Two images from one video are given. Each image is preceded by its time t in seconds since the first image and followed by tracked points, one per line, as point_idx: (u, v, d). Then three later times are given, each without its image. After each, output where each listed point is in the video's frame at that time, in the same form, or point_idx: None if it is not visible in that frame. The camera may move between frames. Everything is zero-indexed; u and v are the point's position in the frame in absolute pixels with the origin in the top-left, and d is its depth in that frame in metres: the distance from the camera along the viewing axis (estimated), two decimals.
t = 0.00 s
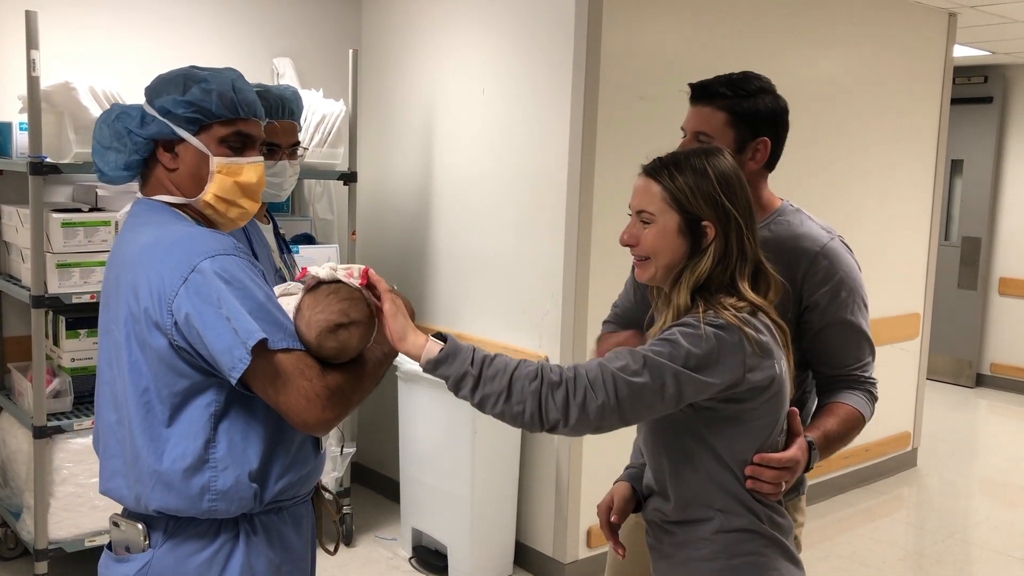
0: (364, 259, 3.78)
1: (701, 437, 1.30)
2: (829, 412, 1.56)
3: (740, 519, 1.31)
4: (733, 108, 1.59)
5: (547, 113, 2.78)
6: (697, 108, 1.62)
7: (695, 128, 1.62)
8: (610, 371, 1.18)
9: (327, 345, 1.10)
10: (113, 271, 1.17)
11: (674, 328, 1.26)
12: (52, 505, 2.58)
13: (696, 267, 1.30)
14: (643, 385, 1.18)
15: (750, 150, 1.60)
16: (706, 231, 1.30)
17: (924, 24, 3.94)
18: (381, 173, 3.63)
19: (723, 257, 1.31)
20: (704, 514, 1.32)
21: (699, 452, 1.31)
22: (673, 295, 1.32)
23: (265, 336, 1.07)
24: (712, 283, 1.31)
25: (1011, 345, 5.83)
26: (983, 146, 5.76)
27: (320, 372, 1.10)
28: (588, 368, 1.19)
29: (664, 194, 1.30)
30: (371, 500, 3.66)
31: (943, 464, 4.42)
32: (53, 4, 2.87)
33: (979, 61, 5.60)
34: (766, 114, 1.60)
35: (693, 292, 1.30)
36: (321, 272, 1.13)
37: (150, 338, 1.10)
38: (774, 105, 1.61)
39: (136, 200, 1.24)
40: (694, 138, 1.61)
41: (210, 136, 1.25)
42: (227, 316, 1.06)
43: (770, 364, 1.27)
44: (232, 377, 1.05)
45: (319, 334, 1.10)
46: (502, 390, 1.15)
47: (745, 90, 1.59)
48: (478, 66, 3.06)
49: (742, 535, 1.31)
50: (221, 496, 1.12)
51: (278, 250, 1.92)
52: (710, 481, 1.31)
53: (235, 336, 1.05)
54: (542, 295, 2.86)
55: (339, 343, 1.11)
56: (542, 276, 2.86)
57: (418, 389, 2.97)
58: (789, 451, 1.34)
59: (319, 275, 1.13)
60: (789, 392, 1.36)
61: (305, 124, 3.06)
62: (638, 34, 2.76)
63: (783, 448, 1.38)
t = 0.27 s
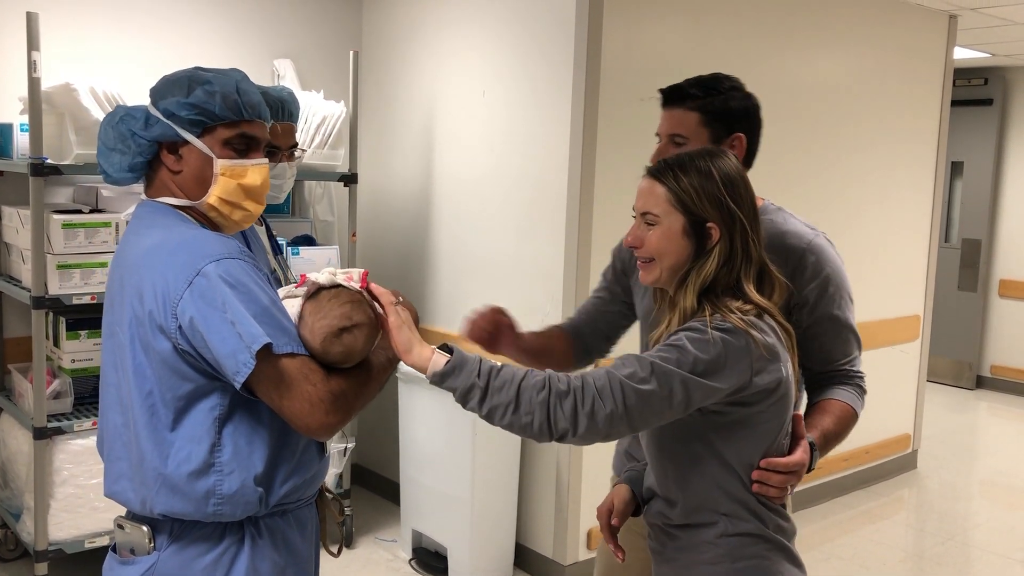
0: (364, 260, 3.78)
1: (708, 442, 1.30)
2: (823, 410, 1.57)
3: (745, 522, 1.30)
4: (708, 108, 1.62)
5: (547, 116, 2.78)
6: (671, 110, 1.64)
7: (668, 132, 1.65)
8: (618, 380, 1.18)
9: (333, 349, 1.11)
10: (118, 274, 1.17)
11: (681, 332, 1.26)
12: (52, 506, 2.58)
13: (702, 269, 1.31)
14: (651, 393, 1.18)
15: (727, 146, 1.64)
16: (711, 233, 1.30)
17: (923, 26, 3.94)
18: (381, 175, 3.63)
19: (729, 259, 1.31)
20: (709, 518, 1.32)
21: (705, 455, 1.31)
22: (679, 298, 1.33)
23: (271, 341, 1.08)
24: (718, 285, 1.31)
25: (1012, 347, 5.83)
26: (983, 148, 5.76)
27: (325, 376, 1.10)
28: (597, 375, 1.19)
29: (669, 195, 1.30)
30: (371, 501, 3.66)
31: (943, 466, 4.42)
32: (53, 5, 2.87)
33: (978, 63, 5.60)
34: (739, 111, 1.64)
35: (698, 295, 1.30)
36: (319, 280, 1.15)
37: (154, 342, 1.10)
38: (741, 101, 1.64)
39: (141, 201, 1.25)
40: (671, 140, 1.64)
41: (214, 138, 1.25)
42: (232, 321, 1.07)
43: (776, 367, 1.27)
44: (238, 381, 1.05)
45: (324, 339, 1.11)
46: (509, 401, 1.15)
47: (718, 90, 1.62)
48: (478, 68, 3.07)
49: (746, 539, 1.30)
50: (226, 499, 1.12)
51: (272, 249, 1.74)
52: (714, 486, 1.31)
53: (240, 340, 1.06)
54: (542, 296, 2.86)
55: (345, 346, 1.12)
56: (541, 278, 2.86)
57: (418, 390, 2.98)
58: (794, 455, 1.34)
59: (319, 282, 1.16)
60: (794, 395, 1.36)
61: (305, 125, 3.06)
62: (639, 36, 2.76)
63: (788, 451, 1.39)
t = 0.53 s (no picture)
0: (364, 261, 3.78)
1: (713, 445, 1.30)
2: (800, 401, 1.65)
3: (749, 524, 1.30)
4: (647, 108, 1.65)
5: (547, 117, 2.79)
6: (613, 116, 1.68)
7: (616, 136, 1.68)
8: (624, 386, 1.19)
9: (337, 352, 1.13)
10: (121, 277, 1.17)
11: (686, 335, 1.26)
12: (51, 507, 2.58)
13: (706, 271, 1.31)
14: (656, 398, 1.19)
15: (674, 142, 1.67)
16: (715, 235, 1.30)
17: (922, 28, 3.95)
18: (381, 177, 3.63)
19: (732, 262, 1.31)
20: (713, 519, 1.31)
21: (710, 457, 1.31)
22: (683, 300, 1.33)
23: (273, 345, 1.08)
24: (722, 287, 1.31)
25: (1011, 349, 5.83)
26: (982, 149, 5.77)
27: (327, 381, 1.11)
28: (603, 382, 1.20)
29: (672, 197, 1.31)
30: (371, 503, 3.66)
31: (943, 467, 4.42)
32: (53, 7, 2.87)
33: (977, 65, 5.61)
34: (680, 108, 1.67)
35: (703, 297, 1.31)
36: (321, 283, 1.20)
37: (156, 345, 1.10)
38: (684, 101, 1.68)
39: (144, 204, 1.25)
40: (618, 143, 1.67)
41: (218, 141, 1.25)
42: (235, 324, 1.07)
43: (781, 369, 1.27)
44: (240, 386, 1.05)
45: (327, 342, 1.13)
46: (516, 410, 1.17)
47: (655, 91, 1.66)
48: (478, 70, 3.07)
49: (751, 540, 1.30)
50: (230, 503, 1.12)
51: (266, 251, 1.68)
52: (719, 487, 1.30)
53: (243, 344, 1.06)
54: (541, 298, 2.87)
55: (348, 348, 1.14)
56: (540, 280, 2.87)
57: (418, 392, 2.98)
58: (798, 460, 1.34)
59: (321, 286, 1.20)
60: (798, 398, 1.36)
61: (305, 127, 3.06)
62: (638, 38, 2.76)
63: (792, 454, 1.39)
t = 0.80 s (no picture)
0: (364, 263, 3.78)
1: (717, 444, 1.31)
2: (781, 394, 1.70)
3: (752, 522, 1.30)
4: (617, 111, 1.65)
5: (546, 118, 2.79)
6: (580, 119, 1.67)
7: (584, 139, 1.66)
8: (626, 386, 1.19)
9: (344, 344, 1.14)
10: (123, 279, 1.17)
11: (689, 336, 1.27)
12: (52, 508, 2.58)
13: (706, 273, 1.32)
14: (659, 399, 1.19)
15: (639, 148, 1.67)
16: (715, 237, 1.31)
17: (921, 29, 3.95)
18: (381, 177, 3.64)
19: (733, 264, 1.32)
20: (717, 518, 1.31)
21: (713, 456, 1.31)
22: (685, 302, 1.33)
23: (275, 347, 1.08)
24: (723, 288, 1.32)
25: (1010, 350, 5.84)
26: (981, 150, 5.77)
27: (329, 380, 1.11)
28: (606, 382, 1.21)
29: (672, 200, 1.31)
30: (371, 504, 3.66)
31: (943, 468, 4.42)
32: (53, 8, 2.88)
33: (977, 66, 5.61)
34: (645, 114, 1.69)
35: (705, 298, 1.31)
36: (316, 282, 1.21)
37: (159, 347, 1.11)
38: (647, 106, 1.70)
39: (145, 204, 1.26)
40: (587, 146, 1.65)
41: (219, 144, 1.25)
42: (237, 326, 1.07)
43: (784, 369, 1.27)
44: (242, 387, 1.05)
45: (333, 334, 1.13)
46: (519, 411, 1.18)
47: (623, 95, 1.66)
48: (478, 71, 3.08)
49: (755, 538, 1.30)
50: (233, 504, 1.13)
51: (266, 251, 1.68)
52: (723, 486, 1.31)
53: (245, 346, 1.06)
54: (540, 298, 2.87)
55: (355, 338, 1.15)
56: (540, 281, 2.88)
57: (418, 393, 2.99)
58: (800, 460, 1.36)
59: (317, 284, 1.21)
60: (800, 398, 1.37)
61: (305, 127, 3.06)
62: (638, 39, 2.77)
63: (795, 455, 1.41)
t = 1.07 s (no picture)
0: (364, 262, 3.78)
1: (720, 442, 1.31)
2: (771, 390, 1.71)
3: (753, 517, 1.31)
4: (605, 115, 1.64)
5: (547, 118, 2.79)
6: (566, 121, 1.65)
7: (571, 141, 1.64)
8: (630, 385, 1.18)
9: (345, 343, 1.14)
10: (123, 279, 1.17)
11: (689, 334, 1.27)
12: (52, 507, 2.59)
13: (705, 272, 1.32)
14: (662, 397, 1.19)
15: (625, 152, 1.67)
16: (714, 236, 1.31)
17: (922, 29, 3.95)
18: (381, 177, 3.64)
19: (732, 263, 1.32)
20: (718, 514, 1.32)
21: (714, 452, 1.31)
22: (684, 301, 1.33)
23: (278, 347, 1.08)
24: (722, 286, 1.32)
25: (1011, 350, 5.84)
26: (981, 150, 5.78)
27: (331, 380, 1.11)
28: (610, 380, 1.20)
29: (671, 199, 1.31)
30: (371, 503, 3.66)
31: (943, 468, 4.42)
32: (54, 7, 2.88)
33: (977, 66, 5.61)
34: (633, 117, 1.68)
35: (704, 296, 1.31)
36: (320, 281, 1.20)
37: (160, 347, 1.11)
38: (634, 108, 1.69)
39: (144, 204, 1.26)
40: (575, 149, 1.63)
41: (220, 145, 1.26)
42: (239, 326, 1.07)
43: (783, 365, 1.28)
44: (245, 387, 1.06)
45: (334, 335, 1.13)
46: (524, 411, 1.16)
47: (611, 97, 1.65)
48: (478, 70, 3.08)
49: (756, 533, 1.31)
50: (237, 504, 1.13)
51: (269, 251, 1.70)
52: (725, 482, 1.31)
53: (248, 346, 1.06)
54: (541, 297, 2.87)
55: (355, 338, 1.15)
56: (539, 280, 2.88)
57: (419, 393, 2.98)
58: (800, 456, 1.36)
59: (321, 283, 1.20)
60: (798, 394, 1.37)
61: (305, 127, 3.07)
62: (638, 39, 2.77)
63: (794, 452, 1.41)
